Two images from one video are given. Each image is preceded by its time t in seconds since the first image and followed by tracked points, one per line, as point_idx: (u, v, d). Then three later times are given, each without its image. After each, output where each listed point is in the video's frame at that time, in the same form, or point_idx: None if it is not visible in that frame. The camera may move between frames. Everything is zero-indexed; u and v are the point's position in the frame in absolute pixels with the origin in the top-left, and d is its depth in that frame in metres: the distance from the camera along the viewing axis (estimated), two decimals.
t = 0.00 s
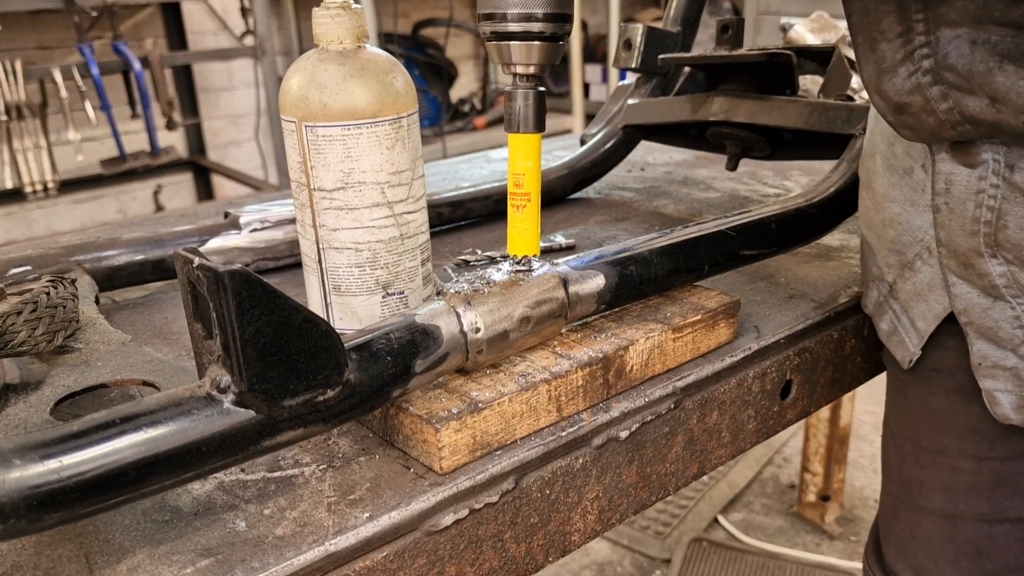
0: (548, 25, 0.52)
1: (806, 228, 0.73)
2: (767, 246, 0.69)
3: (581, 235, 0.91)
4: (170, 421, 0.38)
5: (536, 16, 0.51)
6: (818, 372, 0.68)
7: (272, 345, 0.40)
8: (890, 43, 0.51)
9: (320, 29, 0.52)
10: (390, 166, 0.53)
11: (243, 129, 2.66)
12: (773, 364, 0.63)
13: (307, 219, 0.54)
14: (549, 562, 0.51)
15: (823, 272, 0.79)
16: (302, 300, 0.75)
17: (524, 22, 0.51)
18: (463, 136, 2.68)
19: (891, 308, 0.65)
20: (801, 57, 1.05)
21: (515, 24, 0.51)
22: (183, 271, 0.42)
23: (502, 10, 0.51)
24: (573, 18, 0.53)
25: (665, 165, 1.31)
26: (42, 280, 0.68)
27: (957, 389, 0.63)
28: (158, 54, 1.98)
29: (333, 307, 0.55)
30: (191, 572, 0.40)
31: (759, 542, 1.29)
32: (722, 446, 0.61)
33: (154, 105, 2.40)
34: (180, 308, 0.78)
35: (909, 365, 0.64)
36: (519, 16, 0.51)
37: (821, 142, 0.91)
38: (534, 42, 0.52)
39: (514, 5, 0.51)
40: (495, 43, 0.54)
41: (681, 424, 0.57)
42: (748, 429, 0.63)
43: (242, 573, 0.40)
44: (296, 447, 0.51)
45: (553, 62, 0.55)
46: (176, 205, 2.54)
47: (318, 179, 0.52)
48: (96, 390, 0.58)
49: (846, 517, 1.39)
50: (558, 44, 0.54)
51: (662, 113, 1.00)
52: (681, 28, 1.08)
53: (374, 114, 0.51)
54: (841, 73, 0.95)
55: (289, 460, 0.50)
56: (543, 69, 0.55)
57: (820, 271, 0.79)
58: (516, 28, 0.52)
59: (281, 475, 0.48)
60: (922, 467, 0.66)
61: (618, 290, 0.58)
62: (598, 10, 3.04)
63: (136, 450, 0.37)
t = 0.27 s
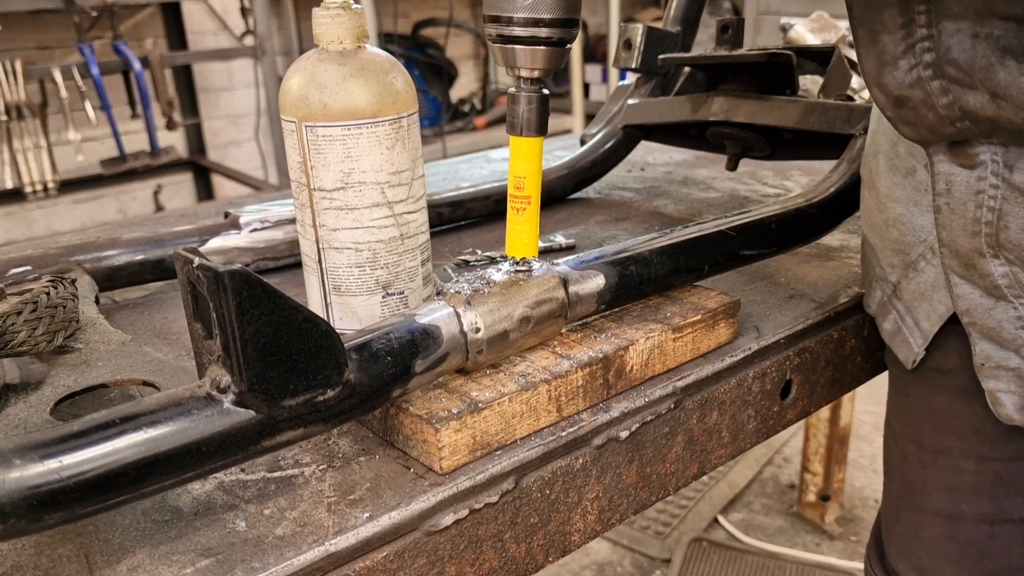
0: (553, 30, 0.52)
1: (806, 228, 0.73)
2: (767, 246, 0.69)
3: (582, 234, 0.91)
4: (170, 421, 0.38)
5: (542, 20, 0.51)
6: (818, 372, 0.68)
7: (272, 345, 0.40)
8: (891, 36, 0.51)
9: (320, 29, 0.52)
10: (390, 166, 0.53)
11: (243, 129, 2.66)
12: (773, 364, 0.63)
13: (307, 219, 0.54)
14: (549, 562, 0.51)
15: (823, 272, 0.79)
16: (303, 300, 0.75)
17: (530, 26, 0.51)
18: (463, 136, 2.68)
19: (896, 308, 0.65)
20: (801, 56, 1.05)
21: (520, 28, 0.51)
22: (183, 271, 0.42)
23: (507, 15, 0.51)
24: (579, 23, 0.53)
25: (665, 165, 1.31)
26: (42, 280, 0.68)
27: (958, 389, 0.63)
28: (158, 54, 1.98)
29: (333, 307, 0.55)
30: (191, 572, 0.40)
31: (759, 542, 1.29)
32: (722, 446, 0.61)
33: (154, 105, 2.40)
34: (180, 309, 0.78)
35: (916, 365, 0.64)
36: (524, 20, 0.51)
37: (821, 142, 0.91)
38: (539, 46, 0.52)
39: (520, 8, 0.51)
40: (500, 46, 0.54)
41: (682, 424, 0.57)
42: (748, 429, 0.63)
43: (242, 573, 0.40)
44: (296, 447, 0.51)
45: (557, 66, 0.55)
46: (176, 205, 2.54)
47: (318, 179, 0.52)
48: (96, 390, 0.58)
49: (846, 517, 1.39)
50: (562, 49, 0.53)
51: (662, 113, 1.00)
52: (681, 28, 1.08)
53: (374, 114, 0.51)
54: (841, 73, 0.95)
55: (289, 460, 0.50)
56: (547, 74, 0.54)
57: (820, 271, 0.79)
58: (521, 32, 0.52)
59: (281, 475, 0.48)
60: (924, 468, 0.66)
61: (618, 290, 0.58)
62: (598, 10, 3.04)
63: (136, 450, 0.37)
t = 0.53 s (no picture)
0: (544, 29, 0.51)
1: (806, 228, 0.73)
2: (767, 246, 0.69)
3: (582, 234, 0.91)
4: (170, 421, 0.38)
5: (532, 20, 0.51)
6: (818, 372, 0.68)
7: (272, 344, 0.40)
8: (875, 26, 0.50)
9: (319, 29, 0.51)
10: (390, 166, 0.53)
11: (243, 129, 2.66)
12: (773, 364, 0.63)
13: (307, 219, 0.54)
14: (549, 562, 0.51)
15: (823, 272, 0.79)
16: (303, 300, 0.75)
17: (521, 26, 0.51)
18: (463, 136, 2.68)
19: (899, 308, 0.65)
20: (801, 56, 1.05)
21: (511, 28, 0.51)
22: (183, 271, 0.42)
23: (497, 15, 0.51)
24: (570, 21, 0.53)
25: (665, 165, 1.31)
26: (42, 280, 0.68)
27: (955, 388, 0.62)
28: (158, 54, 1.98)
29: (333, 307, 0.55)
30: (191, 573, 0.40)
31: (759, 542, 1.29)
32: (722, 446, 0.61)
33: (154, 105, 2.40)
34: (180, 308, 0.78)
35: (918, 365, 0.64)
36: (514, 20, 0.51)
37: (821, 142, 0.91)
38: (531, 46, 0.52)
39: (509, 8, 0.51)
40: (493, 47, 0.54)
41: (682, 424, 0.57)
42: (748, 428, 0.63)
43: (243, 573, 0.40)
44: (296, 447, 0.51)
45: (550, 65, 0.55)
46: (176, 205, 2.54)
47: (318, 179, 0.52)
48: (96, 390, 0.58)
49: (846, 517, 1.39)
50: (555, 47, 0.53)
51: (662, 113, 1.00)
52: (680, 28, 1.08)
53: (374, 114, 0.51)
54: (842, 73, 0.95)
55: (289, 460, 0.50)
56: (540, 73, 0.54)
57: (820, 270, 0.79)
58: (512, 32, 0.52)
59: (281, 475, 0.48)
60: (924, 466, 0.66)
61: (618, 290, 0.58)
62: (598, 11, 3.04)
63: (136, 450, 0.37)
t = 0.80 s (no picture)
0: (553, 31, 0.47)
1: (806, 228, 0.73)
2: (767, 246, 0.69)
3: (581, 234, 0.91)
4: (170, 421, 0.38)
5: (540, 23, 0.46)
6: (818, 372, 0.68)
7: (272, 345, 0.40)
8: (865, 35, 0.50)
9: (320, 29, 0.52)
10: (390, 166, 0.53)
11: (243, 129, 2.66)
12: (773, 364, 0.63)
13: (307, 219, 0.54)
14: (549, 562, 0.51)
15: (823, 272, 0.79)
16: (303, 300, 0.75)
17: (529, 28, 0.47)
18: (463, 136, 2.68)
19: (885, 308, 0.65)
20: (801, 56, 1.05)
21: (518, 30, 0.47)
22: (183, 270, 0.42)
23: (505, 15, 0.47)
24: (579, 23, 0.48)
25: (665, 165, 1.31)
26: (42, 280, 0.68)
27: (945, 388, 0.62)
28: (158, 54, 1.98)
29: (333, 307, 0.55)
30: (191, 572, 0.40)
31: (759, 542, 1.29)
32: (722, 445, 0.61)
33: (154, 105, 2.40)
34: (180, 308, 0.78)
35: (904, 365, 0.64)
36: (523, 22, 0.47)
37: (821, 141, 0.91)
38: (538, 49, 0.48)
39: (516, 11, 0.46)
40: (497, 47, 0.49)
41: (681, 424, 0.57)
42: (748, 429, 0.63)
43: (243, 573, 0.40)
44: (296, 447, 0.51)
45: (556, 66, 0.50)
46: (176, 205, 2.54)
47: (318, 179, 0.52)
48: (96, 390, 0.58)
49: (846, 517, 1.39)
50: (563, 48, 0.49)
51: (662, 113, 1.00)
52: (680, 28, 1.08)
53: (374, 114, 0.51)
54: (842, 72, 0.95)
55: (289, 460, 0.50)
56: (546, 75, 0.50)
57: (820, 270, 0.79)
58: (520, 34, 0.47)
59: (281, 475, 0.48)
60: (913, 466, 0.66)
61: (618, 290, 0.58)
62: (598, 10, 3.04)
63: (136, 450, 0.37)
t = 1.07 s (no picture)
0: (546, 37, 0.47)
1: (806, 228, 0.73)
2: (767, 246, 0.69)
3: (581, 234, 0.91)
4: (170, 421, 0.38)
5: (532, 30, 0.46)
6: (818, 372, 0.68)
7: (272, 345, 0.40)
8: (857, 34, 0.50)
9: (320, 29, 0.52)
10: (390, 166, 0.53)
11: (243, 129, 2.66)
12: (773, 365, 0.63)
13: (307, 219, 0.54)
14: (548, 562, 0.51)
15: (823, 272, 0.79)
16: (303, 300, 0.75)
17: (521, 35, 0.46)
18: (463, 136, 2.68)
19: (882, 308, 0.65)
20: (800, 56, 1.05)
21: (511, 38, 0.46)
22: (183, 270, 0.42)
23: (497, 23, 0.46)
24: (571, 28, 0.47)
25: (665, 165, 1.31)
26: (42, 280, 0.68)
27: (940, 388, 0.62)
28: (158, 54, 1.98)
29: (333, 307, 0.55)
30: (191, 573, 0.40)
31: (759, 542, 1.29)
32: (722, 446, 0.61)
33: (154, 105, 2.40)
34: (180, 308, 0.78)
35: (899, 365, 0.64)
36: (515, 30, 0.46)
37: (821, 141, 0.91)
38: (530, 56, 0.47)
39: (508, 17, 0.46)
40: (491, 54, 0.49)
41: (681, 424, 0.57)
42: (748, 429, 0.63)
43: (243, 573, 0.40)
44: (296, 447, 0.51)
45: (551, 72, 0.50)
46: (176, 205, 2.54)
47: (318, 179, 0.52)
48: (96, 390, 0.58)
49: (846, 517, 1.39)
50: (556, 54, 0.48)
51: (663, 113, 1.00)
52: (680, 28, 1.08)
53: (374, 114, 0.51)
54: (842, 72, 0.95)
55: (289, 460, 0.50)
56: (541, 81, 0.49)
57: (820, 270, 0.79)
58: (513, 42, 0.46)
59: (281, 475, 0.48)
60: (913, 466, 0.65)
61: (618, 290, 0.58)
62: (598, 10, 3.04)
63: (136, 450, 0.37)
